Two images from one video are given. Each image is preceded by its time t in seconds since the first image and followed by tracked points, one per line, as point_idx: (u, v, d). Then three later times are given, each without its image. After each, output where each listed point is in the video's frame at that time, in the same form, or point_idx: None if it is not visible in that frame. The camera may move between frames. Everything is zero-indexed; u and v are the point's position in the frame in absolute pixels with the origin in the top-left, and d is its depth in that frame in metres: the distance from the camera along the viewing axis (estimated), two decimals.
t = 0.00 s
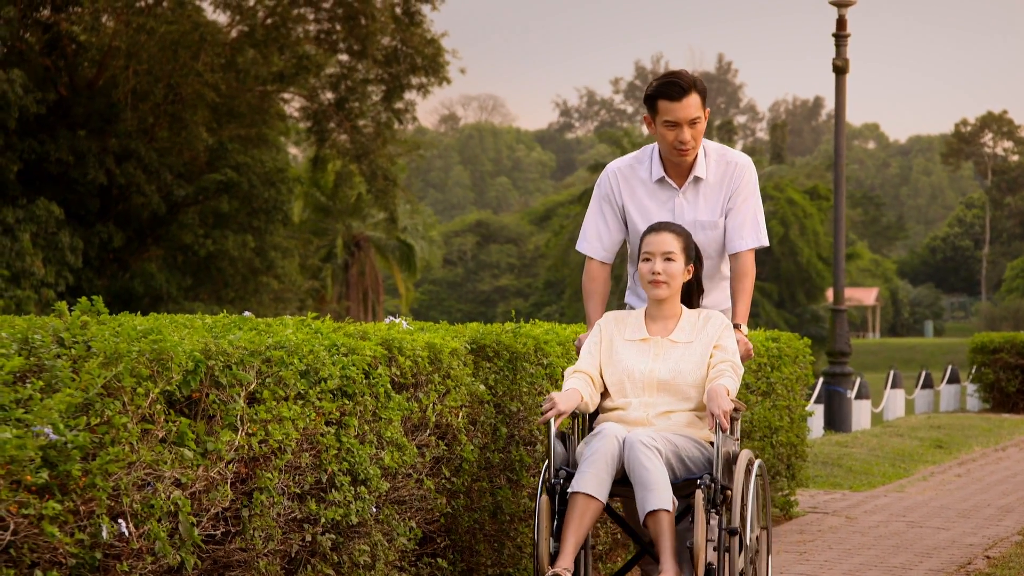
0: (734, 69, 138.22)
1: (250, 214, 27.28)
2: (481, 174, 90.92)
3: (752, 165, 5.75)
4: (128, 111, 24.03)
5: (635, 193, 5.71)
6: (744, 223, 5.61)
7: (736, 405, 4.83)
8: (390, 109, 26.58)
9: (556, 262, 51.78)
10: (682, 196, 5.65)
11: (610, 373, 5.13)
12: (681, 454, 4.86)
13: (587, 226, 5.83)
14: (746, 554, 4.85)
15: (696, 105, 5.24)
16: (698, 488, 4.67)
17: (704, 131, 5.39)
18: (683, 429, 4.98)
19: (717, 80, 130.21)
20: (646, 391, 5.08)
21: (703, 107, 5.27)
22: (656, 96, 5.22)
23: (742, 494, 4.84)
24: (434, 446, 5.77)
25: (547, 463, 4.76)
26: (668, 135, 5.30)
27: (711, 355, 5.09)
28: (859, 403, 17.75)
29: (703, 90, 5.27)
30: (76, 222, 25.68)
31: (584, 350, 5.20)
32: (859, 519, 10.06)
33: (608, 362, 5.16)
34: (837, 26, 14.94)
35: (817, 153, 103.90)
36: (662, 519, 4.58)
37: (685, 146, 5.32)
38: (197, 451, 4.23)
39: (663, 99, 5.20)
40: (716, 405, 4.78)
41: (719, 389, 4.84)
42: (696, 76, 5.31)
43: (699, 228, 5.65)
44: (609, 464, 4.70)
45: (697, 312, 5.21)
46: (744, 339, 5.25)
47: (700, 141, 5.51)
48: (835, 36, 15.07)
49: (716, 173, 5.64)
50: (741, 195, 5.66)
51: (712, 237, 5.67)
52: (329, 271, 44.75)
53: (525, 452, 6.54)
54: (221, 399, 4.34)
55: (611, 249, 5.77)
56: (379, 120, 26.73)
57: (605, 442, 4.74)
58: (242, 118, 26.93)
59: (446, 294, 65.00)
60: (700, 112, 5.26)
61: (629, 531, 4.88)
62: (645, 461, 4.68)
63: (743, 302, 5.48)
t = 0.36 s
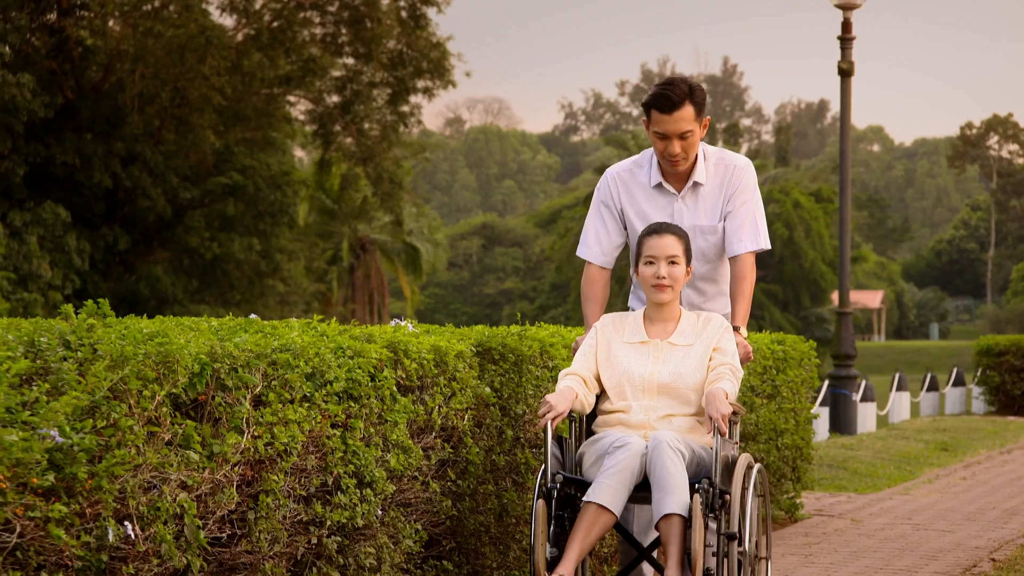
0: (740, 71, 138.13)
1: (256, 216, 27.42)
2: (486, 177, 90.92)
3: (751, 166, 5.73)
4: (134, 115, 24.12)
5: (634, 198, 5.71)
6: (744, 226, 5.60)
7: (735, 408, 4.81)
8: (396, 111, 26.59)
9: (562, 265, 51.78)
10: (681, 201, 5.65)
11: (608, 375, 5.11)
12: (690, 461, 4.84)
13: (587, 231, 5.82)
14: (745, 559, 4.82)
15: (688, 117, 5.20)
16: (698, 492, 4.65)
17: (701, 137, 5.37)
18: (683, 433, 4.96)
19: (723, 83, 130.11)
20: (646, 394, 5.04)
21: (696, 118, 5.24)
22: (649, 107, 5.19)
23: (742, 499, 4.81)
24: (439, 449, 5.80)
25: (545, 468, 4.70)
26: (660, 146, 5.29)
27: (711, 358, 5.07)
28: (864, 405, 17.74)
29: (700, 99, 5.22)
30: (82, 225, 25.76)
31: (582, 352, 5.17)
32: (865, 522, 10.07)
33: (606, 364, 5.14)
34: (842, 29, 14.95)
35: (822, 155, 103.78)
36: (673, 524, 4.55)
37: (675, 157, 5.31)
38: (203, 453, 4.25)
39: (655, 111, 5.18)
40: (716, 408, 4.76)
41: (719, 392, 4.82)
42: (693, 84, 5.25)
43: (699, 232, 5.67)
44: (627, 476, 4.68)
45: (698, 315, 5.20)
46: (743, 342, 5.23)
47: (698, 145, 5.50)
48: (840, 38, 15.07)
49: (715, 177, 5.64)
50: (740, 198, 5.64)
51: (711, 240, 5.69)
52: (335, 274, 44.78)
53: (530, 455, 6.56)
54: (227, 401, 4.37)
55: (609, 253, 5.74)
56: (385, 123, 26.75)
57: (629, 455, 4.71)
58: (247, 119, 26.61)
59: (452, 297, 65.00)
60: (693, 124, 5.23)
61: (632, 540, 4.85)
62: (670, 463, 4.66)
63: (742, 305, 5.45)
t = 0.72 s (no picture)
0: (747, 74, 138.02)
1: (263, 220, 27.45)
2: (494, 180, 90.87)
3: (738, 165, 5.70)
4: (142, 119, 24.18)
5: (621, 203, 5.70)
6: (734, 227, 5.58)
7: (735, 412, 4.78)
8: (403, 114, 26.58)
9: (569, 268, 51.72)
10: (666, 204, 5.63)
11: (608, 379, 5.11)
12: (688, 468, 4.80)
13: (578, 240, 5.85)
14: (747, 566, 4.79)
15: (661, 120, 5.17)
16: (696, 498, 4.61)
17: (678, 138, 5.33)
18: (683, 439, 4.93)
19: (731, 86, 129.96)
20: (646, 398, 5.03)
21: (669, 121, 5.20)
22: (621, 115, 5.15)
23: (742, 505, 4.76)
24: (447, 452, 5.82)
25: (544, 473, 4.68)
26: (637, 152, 5.26)
27: (711, 362, 5.06)
28: (872, 408, 17.70)
29: (672, 101, 5.18)
30: (89, 228, 25.82)
31: (580, 356, 5.17)
32: (873, 525, 10.06)
33: (604, 369, 5.14)
34: (849, 32, 14.94)
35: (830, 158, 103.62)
36: (665, 539, 4.50)
37: (652, 161, 5.28)
38: (210, 456, 4.26)
39: (627, 118, 5.14)
40: (715, 412, 4.73)
41: (718, 395, 4.79)
42: (664, 86, 5.22)
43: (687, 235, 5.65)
44: (617, 478, 4.64)
45: (698, 318, 5.19)
46: (744, 346, 5.21)
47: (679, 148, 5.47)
48: (848, 41, 15.07)
49: (702, 178, 5.60)
50: (728, 199, 5.61)
51: (703, 242, 5.68)
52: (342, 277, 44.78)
53: (538, 458, 6.57)
54: (234, 404, 4.38)
55: (601, 261, 5.78)
56: (392, 125, 26.73)
57: (617, 456, 4.68)
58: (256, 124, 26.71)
59: (459, 300, 64.95)
60: (665, 127, 5.20)
61: (629, 544, 4.83)
62: (657, 478, 4.61)
63: (741, 308, 5.45)
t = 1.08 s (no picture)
0: (756, 76, 137.92)
1: (272, 222, 27.49)
2: (502, 182, 90.93)
3: (716, 160, 5.49)
4: (152, 122, 24.26)
5: (600, 207, 5.55)
6: (716, 228, 5.40)
7: (736, 415, 4.74)
8: (412, 116, 26.60)
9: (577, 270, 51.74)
10: (642, 207, 5.45)
11: (606, 381, 5.06)
12: (679, 471, 4.78)
13: (566, 244, 5.73)
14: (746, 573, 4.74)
15: (629, 123, 4.94)
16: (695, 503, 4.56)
17: (646, 139, 5.12)
18: (681, 442, 4.90)
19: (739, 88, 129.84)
20: (645, 401, 4.99)
21: (637, 123, 4.98)
22: (587, 124, 4.93)
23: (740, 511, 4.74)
24: (455, 455, 5.85)
25: (541, 476, 4.62)
26: (608, 158, 5.05)
27: (713, 364, 5.01)
28: (880, 410, 17.70)
29: (636, 102, 4.96)
30: (98, 230, 25.93)
31: (579, 360, 5.12)
32: (881, 527, 10.06)
33: (603, 372, 5.09)
34: (858, 34, 14.94)
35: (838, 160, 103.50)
36: (654, 545, 4.46)
37: (625, 166, 5.07)
38: (219, 458, 4.29)
39: (593, 126, 4.92)
40: (715, 416, 4.69)
41: (719, 399, 4.75)
42: (628, 86, 4.99)
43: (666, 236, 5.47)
44: (601, 476, 4.59)
45: (699, 319, 5.14)
46: (744, 348, 5.16)
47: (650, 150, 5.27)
48: (856, 43, 15.05)
49: (677, 178, 5.41)
50: (706, 197, 5.42)
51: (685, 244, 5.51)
52: (351, 279, 44.88)
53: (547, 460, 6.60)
54: (244, 406, 4.41)
55: (591, 263, 5.66)
56: (401, 127, 26.76)
57: (598, 453, 4.65)
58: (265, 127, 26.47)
59: (467, 302, 65.00)
60: (634, 130, 4.98)
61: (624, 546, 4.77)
62: (637, 480, 4.58)
63: (738, 307, 5.37)
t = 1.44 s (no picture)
0: (767, 80, 137.79)
1: (284, 226, 27.61)
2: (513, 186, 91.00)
3: (713, 163, 5.53)
4: (165, 127, 24.42)
5: (597, 210, 5.59)
6: (715, 232, 5.42)
7: (741, 419, 4.73)
8: (423, 121, 26.67)
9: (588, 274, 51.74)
10: (640, 210, 5.49)
11: (611, 387, 5.08)
12: (689, 476, 4.79)
13: (565, 247, 5.76)
14: None
15: (627, 131, 4.99)
16: (702, 506, 4.55)
17: (645, 145, 5.15)
18: (688, 448, 4.91)
19: (751, 92, 129.71)
20: (649, 406, 5.00)
21: (635, 130, 5.02)
22: (585, 131, 4.98)
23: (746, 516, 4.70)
24: (467, 458, 5.91)
25: (544, 481, 4.62)
26: (605, 165, 5.09)
27: (717, 369, 5.03)
28: (891, 413, 17.71)
29: (635, 111, 5.00)
30: (112, 235, 26.08)
31: (583, 364, 5.15)
32: (891, 531, 10.09)
33: (606, 376, 5.11)
34: (869, 39, 14.96)
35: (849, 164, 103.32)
36: (664, 550, 4.45)
37: (623, 172, 5.11)
38: (232, 462, 4.35)
39: (591, 134, 4.96)
40: (719, 420, 4.69)
41: (722, 404, 4.75)
42: (625, 93, 5.03)
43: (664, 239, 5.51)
44: (614, 484, 4.61)
45: (703, 323, 5.16)
46: (749, 351, 5.17)
47: (647, 155, 5.30)
48: (867, 48, 15.08)
49: (675, 182, 5.44)
50: (705, 201, 5.45)
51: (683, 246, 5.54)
52: (363, 282, 44.97)
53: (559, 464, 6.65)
54: (256, 410, 4.47)
55: (590, 267, 5.69)
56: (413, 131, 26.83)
57: (614, 462, 4.67)
58: (278, 132, 26.67)
59: (479, 306, 65.03)
60: (633, 137, 5.02)
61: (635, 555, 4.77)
62: (653, 484, 4.59)
63: (739, 311, 5.37)
